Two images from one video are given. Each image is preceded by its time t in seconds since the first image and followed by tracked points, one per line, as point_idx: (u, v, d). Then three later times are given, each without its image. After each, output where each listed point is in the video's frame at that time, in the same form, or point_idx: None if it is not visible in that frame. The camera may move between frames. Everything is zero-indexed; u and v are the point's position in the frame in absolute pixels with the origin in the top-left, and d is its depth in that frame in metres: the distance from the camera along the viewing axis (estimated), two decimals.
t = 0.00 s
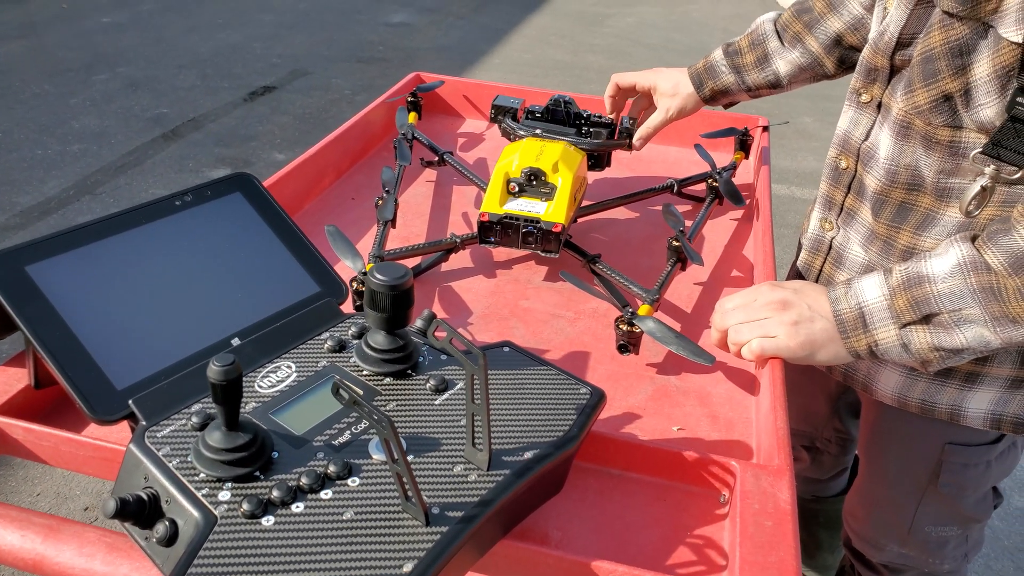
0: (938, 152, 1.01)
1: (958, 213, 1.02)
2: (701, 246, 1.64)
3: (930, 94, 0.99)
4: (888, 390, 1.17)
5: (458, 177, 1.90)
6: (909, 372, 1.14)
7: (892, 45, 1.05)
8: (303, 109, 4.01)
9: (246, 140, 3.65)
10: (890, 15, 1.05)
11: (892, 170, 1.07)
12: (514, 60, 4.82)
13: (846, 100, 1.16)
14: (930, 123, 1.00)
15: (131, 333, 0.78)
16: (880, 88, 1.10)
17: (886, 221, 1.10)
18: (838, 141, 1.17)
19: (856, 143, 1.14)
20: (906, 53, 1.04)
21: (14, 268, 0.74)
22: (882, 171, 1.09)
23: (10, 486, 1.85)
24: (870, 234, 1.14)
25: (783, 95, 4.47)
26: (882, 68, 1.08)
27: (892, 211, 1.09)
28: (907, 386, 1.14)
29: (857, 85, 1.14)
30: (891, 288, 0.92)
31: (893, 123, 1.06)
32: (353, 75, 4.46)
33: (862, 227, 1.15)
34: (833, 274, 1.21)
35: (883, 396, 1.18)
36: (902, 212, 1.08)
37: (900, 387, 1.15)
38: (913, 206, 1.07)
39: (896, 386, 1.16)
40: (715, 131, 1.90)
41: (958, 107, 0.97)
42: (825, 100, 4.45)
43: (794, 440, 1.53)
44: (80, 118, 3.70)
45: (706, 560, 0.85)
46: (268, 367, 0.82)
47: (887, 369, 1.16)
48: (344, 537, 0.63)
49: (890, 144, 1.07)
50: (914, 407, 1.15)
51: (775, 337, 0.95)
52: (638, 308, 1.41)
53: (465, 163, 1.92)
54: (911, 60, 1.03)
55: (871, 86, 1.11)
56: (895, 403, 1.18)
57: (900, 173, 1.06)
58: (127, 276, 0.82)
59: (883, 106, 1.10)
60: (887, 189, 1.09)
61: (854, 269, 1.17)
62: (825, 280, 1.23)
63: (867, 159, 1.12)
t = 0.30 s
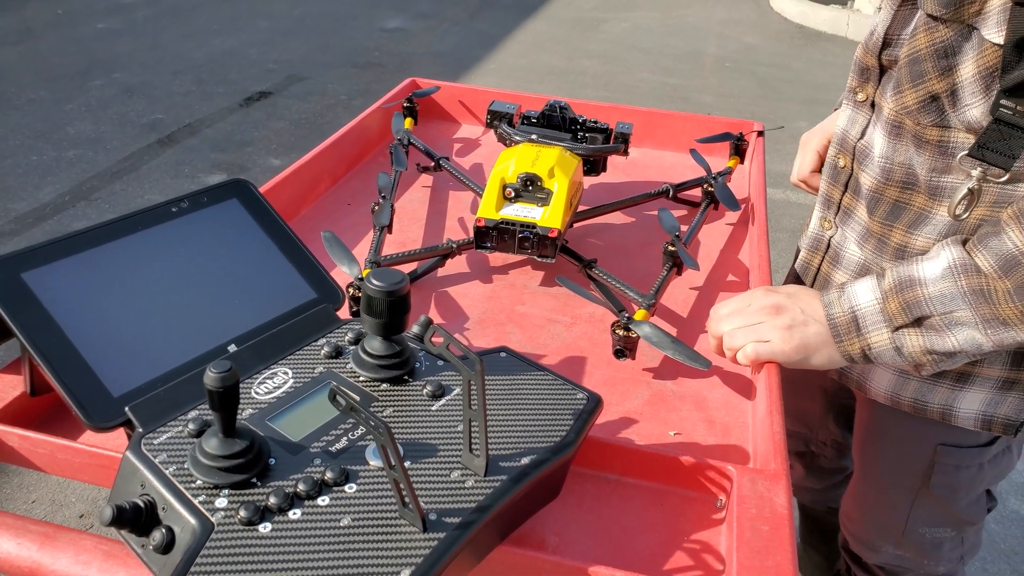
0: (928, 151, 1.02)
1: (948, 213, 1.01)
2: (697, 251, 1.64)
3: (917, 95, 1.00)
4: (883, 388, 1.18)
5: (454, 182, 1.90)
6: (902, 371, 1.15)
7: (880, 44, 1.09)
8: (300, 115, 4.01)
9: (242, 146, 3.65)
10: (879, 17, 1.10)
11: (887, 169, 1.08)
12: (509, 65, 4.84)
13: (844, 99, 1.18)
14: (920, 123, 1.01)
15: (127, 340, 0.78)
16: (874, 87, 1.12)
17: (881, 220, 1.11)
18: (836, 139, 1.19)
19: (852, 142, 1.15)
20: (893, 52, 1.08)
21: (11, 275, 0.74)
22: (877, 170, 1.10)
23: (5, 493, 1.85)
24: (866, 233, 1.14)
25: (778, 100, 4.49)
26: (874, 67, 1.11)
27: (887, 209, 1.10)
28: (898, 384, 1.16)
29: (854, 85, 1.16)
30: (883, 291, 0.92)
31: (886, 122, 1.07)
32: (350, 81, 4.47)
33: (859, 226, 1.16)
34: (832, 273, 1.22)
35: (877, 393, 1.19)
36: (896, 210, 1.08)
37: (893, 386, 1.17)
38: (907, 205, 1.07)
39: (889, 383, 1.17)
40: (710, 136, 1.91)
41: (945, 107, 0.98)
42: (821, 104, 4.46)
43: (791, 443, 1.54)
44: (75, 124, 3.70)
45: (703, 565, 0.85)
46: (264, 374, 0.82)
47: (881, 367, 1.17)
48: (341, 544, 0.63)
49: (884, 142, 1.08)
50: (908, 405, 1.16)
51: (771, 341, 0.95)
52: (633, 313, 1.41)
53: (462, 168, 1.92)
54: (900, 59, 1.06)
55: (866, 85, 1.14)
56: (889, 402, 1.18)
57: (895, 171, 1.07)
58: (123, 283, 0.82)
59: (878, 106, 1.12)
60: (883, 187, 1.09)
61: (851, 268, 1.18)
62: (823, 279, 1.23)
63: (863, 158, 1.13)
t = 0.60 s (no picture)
0: (950, 137, 0.95)
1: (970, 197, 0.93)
2: (693, 255, 1.65)
3: (934, 76, 0.96)
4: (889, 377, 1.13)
5: (450, 187, 1.90)
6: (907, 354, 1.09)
7: (903, 36, 1.03)
8: (295, 119, 4.01)
9: (238, 150, 3.64)
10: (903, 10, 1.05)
11: (907, 160, 1.01)
12: (505, 70, 4.85)
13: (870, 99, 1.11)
14: (935, 107, 0.96)
15: (122, 346, 0.78)
16: (899, 82, 1.06)
17: (904, 211, 1.03)
18: (865, 138, 1.11)
19: (879, 138, 1.07)
20: (919, 43, 1.02)
21: (5, 281, 0.73)
22: (898, 162, 1.03)
23: None
24: (890, 228, 1.06)
25: (774, 105, 4.51)
26: (900, 60, 1.05)
27: (909, 200, 1.02)
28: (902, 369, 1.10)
29: (879, 83, 1.09)
30: (872, 283, 0.87)
31: (906, 111, 1.01)
32: (346, 86, 4.47)
33: (883, 222, 1.08)
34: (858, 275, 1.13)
35: (890, 387, 1.12)
36: (920, 200, 1.01)
37: (905, 376, 1.10)
38: (930, 193, 1.00)
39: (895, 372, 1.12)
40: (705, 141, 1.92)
41: (961, 88, 0.93)
42: (815, 109, 4.49)
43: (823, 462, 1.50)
44: (71, 129, 3.69)
45: (700, 571, 0.85)
46: (259, 381, 0.81)
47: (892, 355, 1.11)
48: (336, 553, 0.63)
49: (905, 133, 1.02)
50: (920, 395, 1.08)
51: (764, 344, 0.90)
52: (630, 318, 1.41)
53: (458, 173, 1.92)
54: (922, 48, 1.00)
55: (892, 81, 1.07)
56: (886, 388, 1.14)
57: (914, 162, 1.00)
58: (119, 289, 0.82)
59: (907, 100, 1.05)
60: (903, 178, 1.02)
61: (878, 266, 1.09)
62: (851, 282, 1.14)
63: (886, 152, 1.05)
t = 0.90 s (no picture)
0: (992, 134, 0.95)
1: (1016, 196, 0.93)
2: (693, 257, 1.65)
3: (971, 71, 0.94)
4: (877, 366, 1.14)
5: (450, 190, 1.90)
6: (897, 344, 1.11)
7: (940, 33, 0.99)
8: (293, 123, 4.01)
9: (236, 154, 3.65)
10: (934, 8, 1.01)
11: (942, 163, 1.00)
12: (503, 74, 4.86)
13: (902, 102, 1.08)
14: (974, 102, 0.95)
15: (124, 348, 0.78)
16: (936, 83, 1.02)
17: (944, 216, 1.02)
18: (899, 144, 1.09)
19: (914, 144, 1.06)
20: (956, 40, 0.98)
21: (9, 283, 0.73)
22: (933, 165, 1.02)
23: None
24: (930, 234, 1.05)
25: (771, 108, 4.52)
26: (936, 60, 1.01)
27: (948, 205, 1.01)
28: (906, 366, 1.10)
29: (913, 85, 1.06)
30: (871, 279, 0.87)
31: (940, 110, 1.00)
32: (344, 89, 4.48)
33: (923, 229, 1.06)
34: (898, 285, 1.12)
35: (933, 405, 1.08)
36: (959, 204, 1.00)
37: (947, 390, 1.05)
38: (968, 196, 0.99)
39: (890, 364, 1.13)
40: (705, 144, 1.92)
41: (1000, 81, 0.91)
42: (812, 112, 4.50)
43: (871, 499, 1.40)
44: (69, 133, 3.69)
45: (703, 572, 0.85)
46: (263, 382, 0.81)
47: (933, 370, 1.06)
48: (341, 553, 0.63)
49: (939, 134, 1.01)
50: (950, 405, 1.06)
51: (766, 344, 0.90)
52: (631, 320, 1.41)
53: (457, 176, 1.92)
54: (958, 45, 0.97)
55: (927, 82, 1.03)
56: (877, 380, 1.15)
57: (950, 164, 0.99)
58: (121, 292, 0.82)
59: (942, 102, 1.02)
60: (938, 182, 1.02)
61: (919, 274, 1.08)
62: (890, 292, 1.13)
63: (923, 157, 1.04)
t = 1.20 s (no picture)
0: (992, 170, 0.85)
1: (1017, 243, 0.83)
2: (692, 258, 1.65)
3: (979, 95, 0.84)
4: (849, 420, 1.05)
5: (449, 191, 1.90)
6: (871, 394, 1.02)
7: (937, 48, 0.91)
8: (291, 126, 4.01)
9: (234, 157, 3.64)
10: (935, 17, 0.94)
11: (940, 197, 0.90)
12: (500, 77, 4.86)
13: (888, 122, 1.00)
14: (979, 131, 0.85)
15: (123, 349, 0.77)
16: (926, 104, 0.94)
17: (933, 257, 0.92)
18: (880, 170, 1.01)
19: (899, 171, 0.98)
20: (953, 55, 0.90)
21: (8, 283, 0.73)
22: (928, 199, 0.92)
23: None
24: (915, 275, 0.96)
25: (768, 111, 4.53)
26: (928, 78, 0.93)
27: (940, 244, 0.91)
28: (886, 424, 1.00)
29: (900, 104, 0.98)
30: (904, 301, 0.78)
31: (939, 138, 0.91)
32: (342, 92, 4.48)
33: (907, 267, 0.97)
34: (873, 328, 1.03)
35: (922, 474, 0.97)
36: (951, 245, 0.90)
37: (941, 461, 0.95)
38: (965, 238, 0.89)
39: (860, 418, 1.04)
40: (703, 145, 1.93)
41: (1012, 111, 0.81)
42: (809, 115, 4.51)
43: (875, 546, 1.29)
44: (66, 136, 3.69)
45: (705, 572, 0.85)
46: (263, 382, 0.81)
47: (926, 439, 0.96)
48: (343, 553, 0.63)
49: (936, 163, 0.91)
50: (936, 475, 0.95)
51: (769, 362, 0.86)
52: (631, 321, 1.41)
53: (456, 178, 1.92)
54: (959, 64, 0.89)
55: (917, 103, 0.95)
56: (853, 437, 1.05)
57: (949, 200, 0.89)
58: (120, 292, 0.81)
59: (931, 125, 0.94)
60: (933, 218, 0.92)
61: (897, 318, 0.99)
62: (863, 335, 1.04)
63: (911, 187, 0.95)
